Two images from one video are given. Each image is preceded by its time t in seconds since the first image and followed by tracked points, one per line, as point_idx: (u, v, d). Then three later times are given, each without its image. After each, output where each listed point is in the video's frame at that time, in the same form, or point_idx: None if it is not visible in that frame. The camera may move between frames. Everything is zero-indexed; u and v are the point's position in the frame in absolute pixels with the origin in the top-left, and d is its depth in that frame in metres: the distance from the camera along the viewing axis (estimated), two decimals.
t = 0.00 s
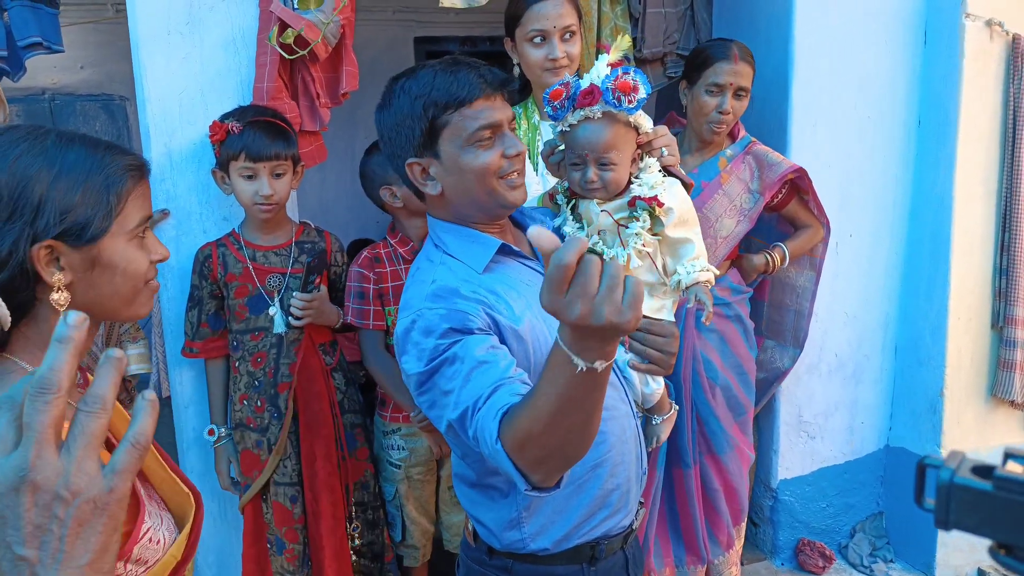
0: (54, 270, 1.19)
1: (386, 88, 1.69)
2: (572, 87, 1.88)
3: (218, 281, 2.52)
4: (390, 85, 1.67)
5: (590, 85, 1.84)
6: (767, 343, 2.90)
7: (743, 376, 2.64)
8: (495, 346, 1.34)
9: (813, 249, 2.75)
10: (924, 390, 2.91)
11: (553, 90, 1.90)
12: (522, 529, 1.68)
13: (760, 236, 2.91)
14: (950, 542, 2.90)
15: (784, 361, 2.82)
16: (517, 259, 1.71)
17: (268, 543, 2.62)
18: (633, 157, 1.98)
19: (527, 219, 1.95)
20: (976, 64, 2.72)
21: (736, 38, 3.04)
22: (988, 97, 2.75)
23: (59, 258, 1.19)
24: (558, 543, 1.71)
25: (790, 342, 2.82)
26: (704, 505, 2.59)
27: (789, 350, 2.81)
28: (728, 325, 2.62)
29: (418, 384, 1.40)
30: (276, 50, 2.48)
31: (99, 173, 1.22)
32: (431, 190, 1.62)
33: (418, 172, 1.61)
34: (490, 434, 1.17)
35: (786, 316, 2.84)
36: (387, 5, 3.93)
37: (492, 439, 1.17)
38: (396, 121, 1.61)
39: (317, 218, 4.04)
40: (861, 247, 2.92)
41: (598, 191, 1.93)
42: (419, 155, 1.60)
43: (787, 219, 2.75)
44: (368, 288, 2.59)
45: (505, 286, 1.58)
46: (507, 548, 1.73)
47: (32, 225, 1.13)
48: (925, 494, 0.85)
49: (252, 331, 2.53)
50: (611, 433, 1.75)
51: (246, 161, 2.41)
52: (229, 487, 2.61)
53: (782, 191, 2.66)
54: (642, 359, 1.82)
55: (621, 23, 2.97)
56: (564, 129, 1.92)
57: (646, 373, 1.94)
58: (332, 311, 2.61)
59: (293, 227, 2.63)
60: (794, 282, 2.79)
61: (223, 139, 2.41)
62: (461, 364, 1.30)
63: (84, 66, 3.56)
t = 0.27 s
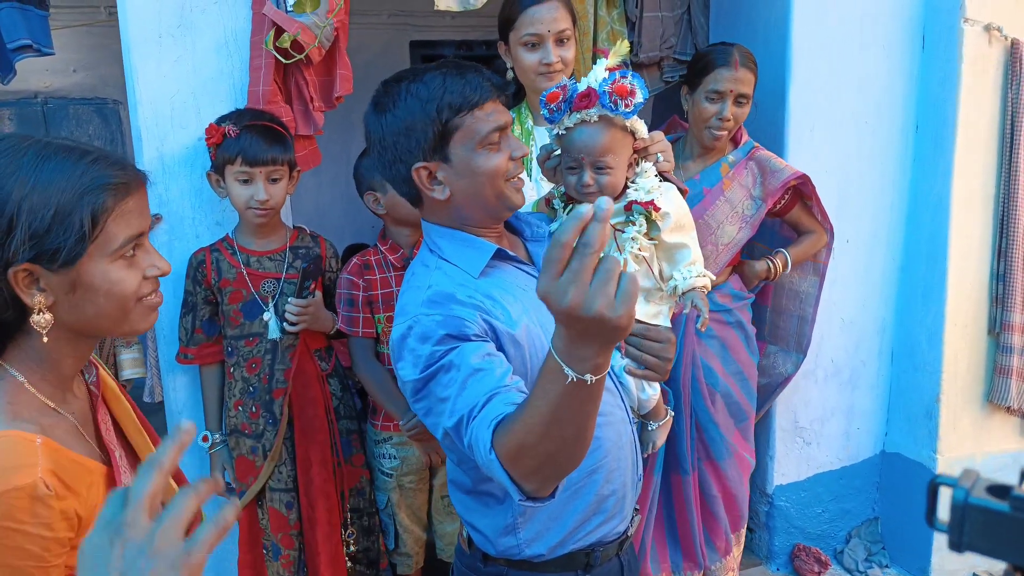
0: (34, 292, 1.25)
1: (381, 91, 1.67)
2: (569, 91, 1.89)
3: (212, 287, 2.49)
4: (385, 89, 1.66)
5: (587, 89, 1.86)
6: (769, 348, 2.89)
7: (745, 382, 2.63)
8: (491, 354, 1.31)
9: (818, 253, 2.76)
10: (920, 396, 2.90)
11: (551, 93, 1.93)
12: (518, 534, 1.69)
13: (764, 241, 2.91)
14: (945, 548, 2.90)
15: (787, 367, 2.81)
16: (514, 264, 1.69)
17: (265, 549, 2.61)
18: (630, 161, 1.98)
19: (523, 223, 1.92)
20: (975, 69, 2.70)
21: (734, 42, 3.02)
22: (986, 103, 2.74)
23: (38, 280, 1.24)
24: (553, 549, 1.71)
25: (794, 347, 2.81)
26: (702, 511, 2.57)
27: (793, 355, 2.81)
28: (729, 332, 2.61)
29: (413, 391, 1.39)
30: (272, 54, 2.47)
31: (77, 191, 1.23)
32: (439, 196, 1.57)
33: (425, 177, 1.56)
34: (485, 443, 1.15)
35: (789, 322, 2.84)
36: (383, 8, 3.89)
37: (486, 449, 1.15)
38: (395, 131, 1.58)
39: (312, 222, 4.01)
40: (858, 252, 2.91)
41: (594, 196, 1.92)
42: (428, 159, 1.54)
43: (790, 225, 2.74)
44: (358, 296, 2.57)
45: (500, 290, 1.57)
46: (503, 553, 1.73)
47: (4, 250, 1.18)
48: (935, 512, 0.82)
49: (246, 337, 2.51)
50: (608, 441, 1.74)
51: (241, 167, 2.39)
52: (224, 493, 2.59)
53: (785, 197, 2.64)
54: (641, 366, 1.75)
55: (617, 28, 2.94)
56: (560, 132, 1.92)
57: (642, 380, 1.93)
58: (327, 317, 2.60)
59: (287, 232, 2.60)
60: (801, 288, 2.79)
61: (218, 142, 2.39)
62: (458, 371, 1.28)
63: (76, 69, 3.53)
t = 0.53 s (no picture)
0: (28, 317, 1.23)
1: (377, 91, 1.63)
2: (564, 88, 1.90)
3: (208, 290, 2.46)
4: (380, 90, 1.62)
5: (580, 86, 1.86)
6: (770, 345, 2.88)
7: (744, 379, 2.63)
8: (491, 361, 1.30)
9: (817, 249, 2.74)
10: (918, 394, 2.91)
11: (546, 92, 1.94)
12: (518, 536, 1.68)
13: (763, 239, 2.91)
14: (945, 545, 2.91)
15: (788, 363, 2.80)
16: (511, 265, 1.68)
17: (264, 552, 2.58)
18: (626, 160, 1.98)
19: (520, 223, 1.93)
20: (970, 68, 2.71)
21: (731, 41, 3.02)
22: (981, 101, 2.75)
23: (32, 305, 1.23)
24: (554, 550, 1.70)
25: (795, 344, 2.81)
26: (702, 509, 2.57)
27: (793, 351, 2.80)
28: (727, 330, 2.60)
29: (413, 398, 1.38)
30: (264, 54, 2.45)
31: (67, 216, 1.21)
32: (457, 195, 1.55)
33: (442, 177, 1.53)
34: (487, 453, 1.14)
35: (789, 320, 2.83)
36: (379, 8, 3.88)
37: (486, 459, 1.14)
38: (393, 136, 1.54)
39: (309, 224, 3.99)
40: (855, 250, 2.91)
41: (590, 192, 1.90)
42: (446, 159, 1.52)
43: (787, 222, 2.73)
44: (357, 300, 2.54)
45: (498, 293, 1.56)
46: (504, 556, 1.72)
47: None
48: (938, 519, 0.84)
49: (243, 340, 2.49)
50: (608, 441, 1.73)
51: (241, 168, 2.37)
52: (222, 497, 2.56)
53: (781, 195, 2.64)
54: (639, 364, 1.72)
55: (614, 27, 2.94)
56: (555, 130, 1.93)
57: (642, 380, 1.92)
58: (326, 319, 2.58)
59: (282, 233, 2.57)
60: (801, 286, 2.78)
61: (219, 142, 2.36)
62: (459, 379, 1.27)
63: (70, 71, 3.49)
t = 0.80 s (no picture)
0: (38, 321, 1.24)
1: (375, 87, 1.64)
2: (558, 83, 1.91)
3: (203, 292, 2.47)
4: (378, 86, 1.62)
5: (574, 79, 1.88)
6: (756, 340, 2.88)
7: (731, 374, 2.65)
8: (494, 361, 1.31)
9: (799, 243, 2.73)
10: (912, 389, 2.92)
11: (541, 85, 1.96)
12: (516, 533, 1.70)
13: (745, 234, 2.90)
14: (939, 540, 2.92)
15: (776, 358, 2.80)
16: (506, 264, 1.69)
17: (262, 553, 2.60)
18: (620, 157, 1.99)
19: (514, 222, 1.93)
20: (963, 64, 2.71)
21: (723, 40, 3.03)
22: (974, 96, 2.75)
23: (41, 310, 1.23)
24: (551, 546, 1.72)
25: (780, 338, 2.80)
26: (695, 504, 2.59)
27: (780, 345, 2.80)
28: (713, 325, 2.62)
29: (415, 399, 1.39)
30: (253, 56, 2.45)
31: (75, 219, 1.21)
32: (454, 193, 1.56)
33: (440, 176, 1.53)
34: (496, 451, 1.14)
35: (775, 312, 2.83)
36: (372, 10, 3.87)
37: (496, 458, 1.14)
38: (393, 132, 1.54)
39: (304, 226, 4.00)
40: (850, 247, 2.92)
41: (583, 187, 1.94)
42: (445, 158, 1.53)
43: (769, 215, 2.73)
44: (356, 301, 2.56)
45: (494, 292, 1.57)
46: (503, 552, 1.74)
47: (4, 283, 1.17)
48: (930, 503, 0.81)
49: (239, 341, 2.49)
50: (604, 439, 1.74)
51: (235, 168, 2.37)
52: (220, 498, 2.58)
53: (762, 187, 2.64)
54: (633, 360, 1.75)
55: (607, 26, 2.94)
56: (549, 123, 1.95)
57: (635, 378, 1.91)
58: (322, 320, 2.59)
59: (278, 236, 2.59)
60: (783, 279, 2.78)
61: (213, 143, 2.38)
62: (463, 379, 1.27)
63: (63, 75, 3.49)
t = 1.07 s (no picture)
0: (48, 304, 1.23)
1: (368, 76, 1.64)
2: (555, 70, 1.92)
3: (195, 281, 2.47)
4: (372, 74, 1.63)
5: (571, 68, 1.89)
6: (737, 324, 2.91)
7: (715, 359, 2.70)
8: (494, 352, 1.33)
9: (778, 228, 2.78)
10: (898, 377, 2.96)
11: (537, 72, 1.96)
12: (511, 518, 1.72)
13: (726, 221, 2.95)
14: (925, 524, 2.98)
15: (754, 341, 2.84)
16: (501, 254, 1.71)
17: (256, 541, 2.61)
18: (613, 146, 2.02)
19: (507, 211, 1.92)
20: (949, 56, 2.75)
21: (712, 32, 3.05)
22: (960, 88, 2.79)
23: (51, 293, 1.22)
24: (547, 530, 1.74)
25: (759, 321, 2.84)
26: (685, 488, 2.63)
27: (759, 329, 2.84)
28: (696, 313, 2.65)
29: (412, 386, 1.40)
30: (248, 45, 2.44)
31: (85, 200, 1.20)
32: (448, 182, 1.57)
33: (435, 164, 1.54)
34: (500, 441, 1.16)
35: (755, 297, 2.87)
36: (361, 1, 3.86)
37: (500, 448, 1.16)
38: (388, 120, 1.55)
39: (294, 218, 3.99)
40: (837, 237, 2.95)
41: (578, 175, 1.97)
42: (439, 147, 1.54)
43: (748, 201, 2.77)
44: (352, 291, 2.56)
45: (489, 281, 1.58)
46: (499, 537, 1.77)
47: (15, 265, 1.16)
48: (915, 465, 0.89)
49: (232, 330, 2.49)
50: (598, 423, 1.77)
51: (207, 153, 2.38)
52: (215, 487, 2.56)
53: (740, 173, 2.68)
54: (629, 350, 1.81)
55: (598, 18, 2.94)
56: (544, 112, 1.96)
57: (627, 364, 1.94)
58: (315, 310, 2.59)
59: (273, 224, 2.59)
60: (761, 263, 2.82)
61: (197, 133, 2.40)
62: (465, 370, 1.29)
63: (48, 66, 3.46)
